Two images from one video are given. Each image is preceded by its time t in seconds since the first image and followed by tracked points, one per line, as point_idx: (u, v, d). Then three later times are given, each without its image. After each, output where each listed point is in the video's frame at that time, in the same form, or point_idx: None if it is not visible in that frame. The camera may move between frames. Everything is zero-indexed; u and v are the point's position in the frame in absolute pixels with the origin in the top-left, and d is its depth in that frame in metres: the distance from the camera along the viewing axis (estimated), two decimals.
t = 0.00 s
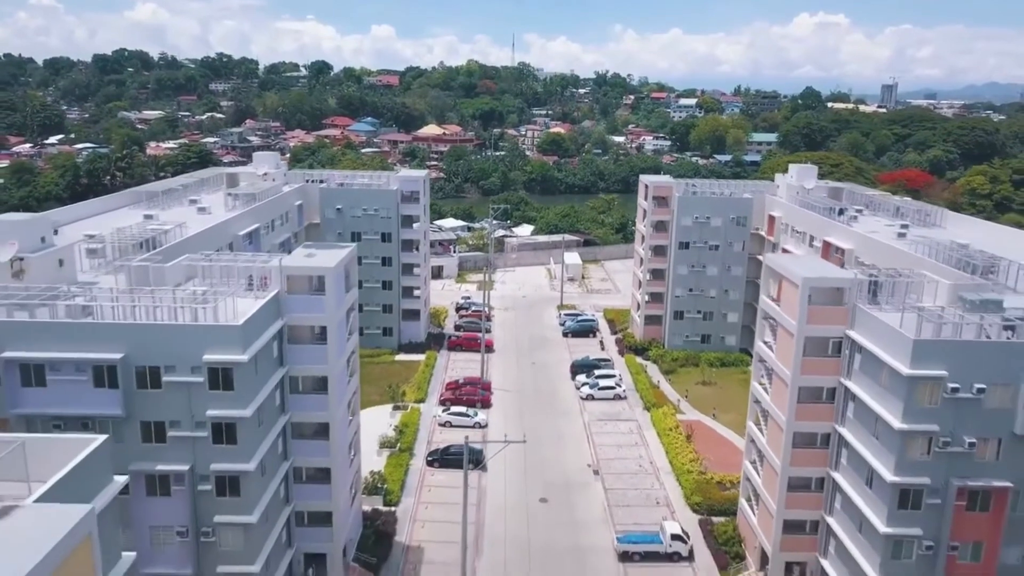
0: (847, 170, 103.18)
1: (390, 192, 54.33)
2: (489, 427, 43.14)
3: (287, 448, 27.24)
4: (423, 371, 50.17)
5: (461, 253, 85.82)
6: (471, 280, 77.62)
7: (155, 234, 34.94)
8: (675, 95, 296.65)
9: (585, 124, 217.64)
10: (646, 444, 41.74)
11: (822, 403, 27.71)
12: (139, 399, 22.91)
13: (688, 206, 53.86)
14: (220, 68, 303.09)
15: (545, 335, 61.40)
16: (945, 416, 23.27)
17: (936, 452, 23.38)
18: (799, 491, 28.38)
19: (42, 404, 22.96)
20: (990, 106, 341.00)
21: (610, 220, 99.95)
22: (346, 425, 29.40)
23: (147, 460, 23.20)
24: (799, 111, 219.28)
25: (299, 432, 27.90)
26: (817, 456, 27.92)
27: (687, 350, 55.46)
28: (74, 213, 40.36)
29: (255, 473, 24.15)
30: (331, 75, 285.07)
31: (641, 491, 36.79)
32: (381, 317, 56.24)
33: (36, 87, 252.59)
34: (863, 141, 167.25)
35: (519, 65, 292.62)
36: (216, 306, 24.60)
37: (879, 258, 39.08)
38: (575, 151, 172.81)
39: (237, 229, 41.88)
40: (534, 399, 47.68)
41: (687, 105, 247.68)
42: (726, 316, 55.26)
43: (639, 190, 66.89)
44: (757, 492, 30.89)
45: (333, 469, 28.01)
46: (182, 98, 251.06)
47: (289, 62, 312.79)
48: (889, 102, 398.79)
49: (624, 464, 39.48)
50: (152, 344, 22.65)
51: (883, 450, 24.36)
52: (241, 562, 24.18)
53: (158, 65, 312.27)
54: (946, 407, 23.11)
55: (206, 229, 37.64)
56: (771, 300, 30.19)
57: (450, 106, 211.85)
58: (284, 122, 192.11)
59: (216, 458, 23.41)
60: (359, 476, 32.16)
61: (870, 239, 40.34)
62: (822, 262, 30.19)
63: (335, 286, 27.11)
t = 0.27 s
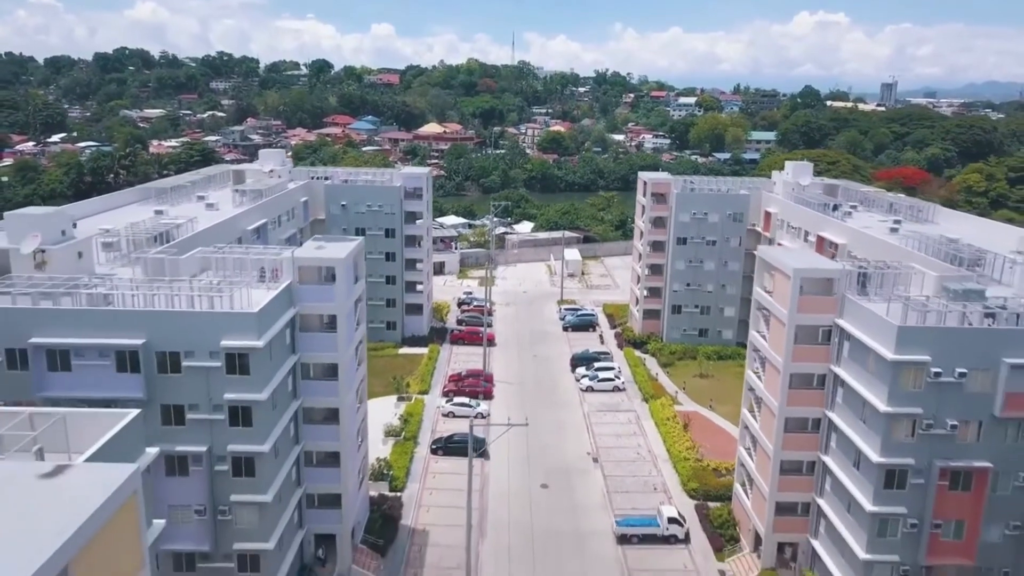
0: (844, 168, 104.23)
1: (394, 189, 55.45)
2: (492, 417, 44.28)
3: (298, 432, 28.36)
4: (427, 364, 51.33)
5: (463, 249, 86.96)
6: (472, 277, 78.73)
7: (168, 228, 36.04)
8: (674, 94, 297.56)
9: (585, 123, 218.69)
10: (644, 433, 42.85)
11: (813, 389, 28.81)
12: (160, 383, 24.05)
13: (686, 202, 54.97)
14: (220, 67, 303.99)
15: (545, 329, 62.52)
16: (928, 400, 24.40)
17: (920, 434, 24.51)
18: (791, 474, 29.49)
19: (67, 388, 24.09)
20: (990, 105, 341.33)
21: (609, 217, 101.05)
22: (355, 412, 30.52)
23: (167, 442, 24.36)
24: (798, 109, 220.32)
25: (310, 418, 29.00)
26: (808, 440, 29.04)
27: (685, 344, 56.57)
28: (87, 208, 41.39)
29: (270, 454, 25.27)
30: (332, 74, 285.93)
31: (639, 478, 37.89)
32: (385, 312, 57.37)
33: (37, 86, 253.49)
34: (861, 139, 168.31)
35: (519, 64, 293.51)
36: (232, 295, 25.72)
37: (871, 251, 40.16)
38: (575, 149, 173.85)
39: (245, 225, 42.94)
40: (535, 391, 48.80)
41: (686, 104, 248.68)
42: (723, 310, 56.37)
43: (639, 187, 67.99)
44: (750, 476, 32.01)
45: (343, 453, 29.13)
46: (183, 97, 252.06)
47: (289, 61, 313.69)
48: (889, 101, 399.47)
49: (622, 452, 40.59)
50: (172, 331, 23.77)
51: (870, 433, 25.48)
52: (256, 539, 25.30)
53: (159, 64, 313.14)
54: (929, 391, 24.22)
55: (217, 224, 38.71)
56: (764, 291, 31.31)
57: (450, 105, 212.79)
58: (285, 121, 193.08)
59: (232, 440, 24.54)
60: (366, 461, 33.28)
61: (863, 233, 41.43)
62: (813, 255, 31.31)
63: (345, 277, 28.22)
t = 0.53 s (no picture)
0: (841, 166, 105.33)
1: (398, 186, 56.58)
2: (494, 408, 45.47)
3: (309, 418, 29.51)
4: (430, 357, 52.58)
5: (464, 246, 88.12)
6: (474, 273, 79.94)
7: (181, 223, 37.18)
8: (674, 93, 298.70)
9: (585, 121, 219.87)
10: (642, 423, 44.02)
11: (803, 376, 29.98)
12: (179, 369, 25.22)
13: (684, 198, 56.11)
14: (221, 66, 304.97)
15: (546, 324, 63.71)
16: (912, 385, 25.56)
17: (905, 417, 25.67)
18: (783, 459, 30.64)
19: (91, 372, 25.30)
20: (988, 104, 343.46)
21: (609, 215, 102.27)
22: (363, 399, 31.66)
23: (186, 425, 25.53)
24: (797, 108, 221.47)
25: (320, 404, 30.15)
26: (799, 426, 30.19)
27: (682, 337, 57.75)
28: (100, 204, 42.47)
29: (283, 437, 26.41)
30: (333, 73, 286.96)
31: (637, 466, 39.05)
32: (389, 306, 58.59)
33: (38, 85, 254.57)
34: (860, 138, 169.54)
35: (519, 63, 294.55)
36: (247, 286, 26.87)
37: (862, 246, 41.29)
38: (575, 147, 174.96)
39: (254, 220, 44.06)
40: (536, 383, 49.96)
41: (686, 103, 249.86)
42: (720, 305, 57.56)
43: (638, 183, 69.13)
44: (744, 462, 33.15)
45: (352, 438, 30.28)
46: (184, 95, 253.15)
47: (290, 60, 314.70)
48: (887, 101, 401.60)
49: (621, 441, 41.76)
50: (191, 319, 24.94)
51: (857, 417, 26.65)
52: (270, 519, 26.45)
53: (160, 63, 314.19)
54: (913, 376, 25.38)
55: (227, 219, 39.82)
56: (757, 283, 32.46)
57: (450, 104, 213.92)
58: (287, 119, 194.14)
59: (248, 423, 25.70)
60: (373, 448, 34.43)
61: (855, 228, 42.58)
62: (805, 248, 32.46)
63: (355, 269, 29.37)
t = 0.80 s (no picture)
0: (838, 164, 106.54)
1: (401, 183, 57.68)
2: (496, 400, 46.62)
3: (319, 405, 30.64)
4: (433, 350, 53.79)
5: (465, 244, 89.26)
6: (475, 270, 81.07)
7: (193, 218, 38.31)
8: (673, 92, 299.88)
9: (585, 121, 221.04)
10: (640, 414, 45.15)
11: (794, 365, 31.11)
12: (196, 356, 26.37)
13: (681, 196, 57.30)
14: (222, 66, 305.98)
15: (546, 319, 64.85)
16: (897, 371, 26.71)
17: (891, 402, 26.81)
18: (775, 445, 31.77)
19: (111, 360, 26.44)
20: (986, 104, 344.75)
21: (609, 213, 103.41)
22: (370, 387, 32.79)
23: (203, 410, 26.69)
24: (796, 107, 222.58)
25: (329, 392, 31.26)
26: (790, 413, 31.31)
27: (680, 332, 58.89)
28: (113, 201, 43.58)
29: (295, 422, 27.55)
30: (333, 72, 288.01)
31: (635, 454, 40.18)
32: (393, 301, 59.79)
33: (40, 84, 255.66)
34: (858, 137, 170.67)
35: (519, 62, 295.58)
36: (260, 277, 27.99)
37: (854, 241, 42.43)
38: (575, 146, 176.10)
39: (262, 216, 45.13)
40: (536, 376, 51.08)
41: (685, 103, 250.97)
42: (717, 300, 58.72)
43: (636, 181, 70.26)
44: (738, 449, 34.28)
45: (360, 425, 31.39)
46: (185, 95, 254.13)
47: (290, 60, 315.70)
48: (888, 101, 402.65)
49: (620, 432, 42.89)
50: (207, 309, 26.08)
51: (845, 403, 27.79)
52: (283, 501, 27.57)
53: (161, 63, 315.26)
54: (898, 363, 26.53)
55: (236, 215, 40.92)
56: (750, 276, 33.59)
57: (451, 103, 215.01)
58: (288, 119, 195.17)
59: (262, 408, 26.84)
60: (379, 436, 35.56)
61: (847, 224, 43.70)
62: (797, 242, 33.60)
63: (363, 261, 30.51)
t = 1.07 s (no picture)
0: (835, 163, 107.67)
1: (405, 180, 58.81)
2: (498, 391, 47.80)
3: (328, 393, 31.84)
4: (436, 344, 55.05)
5: (466, 241, 90.42)
6: (476, 267, 82.25)
7: (204, 214, 39.52)
8: (673, 92, 301.00)
9: (585, 120, 222.22)
10: (638, 405, 46.34)
11: (786, 354, 32.29)
12: (212, 344, 27.54)
13: (679, 193, 58.44)
14: (223, 65, 306.93)
15: (546, 314, 66.03)
16: (884, 359, 27.89)
17: (877, 389, 28.01)
18: (768, 431, 32.93)
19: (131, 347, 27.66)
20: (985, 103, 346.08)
21: (608, 211, 104.59)
22: (377, 376, 33.99)
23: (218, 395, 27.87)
24: (794, 106, 223.73)
25: (338, 380, 32.42)
26: (782, 401, 32.49)
27: (678, 327, 60.07)
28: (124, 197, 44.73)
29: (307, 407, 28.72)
30: (333, 72, 289.02)
31: (633, 444, 41.34)
32: (396, 297, 61.19)
33: (41, 84, 256.72)
34: (856, 136, 171.85)
35: (518, 62, 296.69)
36: (272, 268, 29.15)
37: (847, 236, 43.58)
38: (575, 145, 177.19)
39: (269, 213, 46.22)
40: (537, 369, 52.25)
41: (685, 102, 252.16)
42: (714, 295, 59.91)
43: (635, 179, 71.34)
44: (732, 436, 35.45)
45: (367, 412, 32.57)
46: (186, 94, 255.13)
47: (291, 59, 316.81)
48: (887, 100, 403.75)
49: (618, 422, 44.06)
50: (223, 299, 27.25)
51: (834, 389, 28.99)
52: (294, 483, 28.73)
53: (162, 62, 316.42)
54: (884, 351, 27.71)
55: (245, 211, 42.04)
56: (744, 268, 34.75)
57: (451, 102, 216.12)
58: (289, 118, 196.15)
59: (275, 394, 28.01)
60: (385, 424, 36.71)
61: (840, 220, 44.80)
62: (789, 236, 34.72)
63: (370, 254, 31.67)
